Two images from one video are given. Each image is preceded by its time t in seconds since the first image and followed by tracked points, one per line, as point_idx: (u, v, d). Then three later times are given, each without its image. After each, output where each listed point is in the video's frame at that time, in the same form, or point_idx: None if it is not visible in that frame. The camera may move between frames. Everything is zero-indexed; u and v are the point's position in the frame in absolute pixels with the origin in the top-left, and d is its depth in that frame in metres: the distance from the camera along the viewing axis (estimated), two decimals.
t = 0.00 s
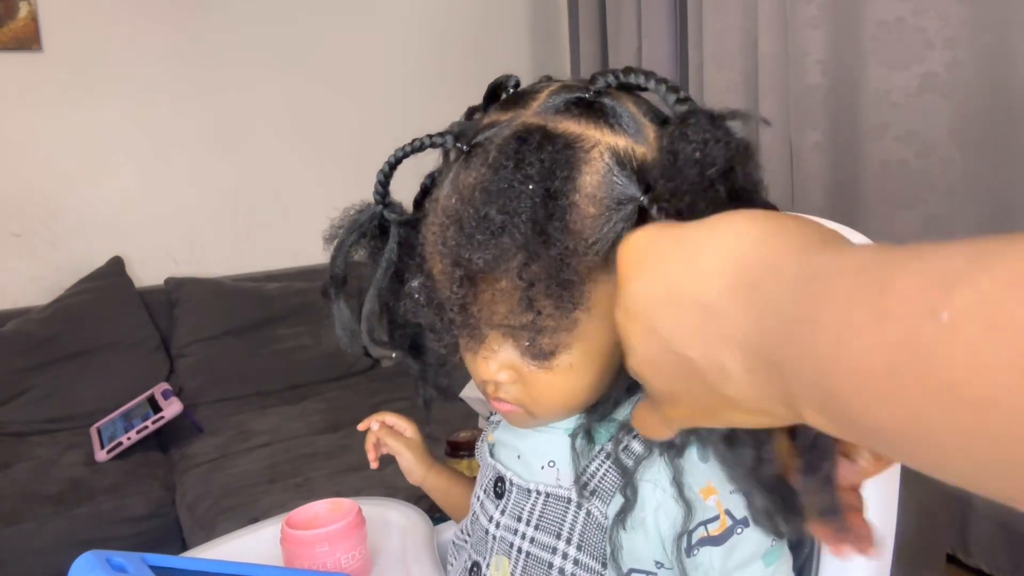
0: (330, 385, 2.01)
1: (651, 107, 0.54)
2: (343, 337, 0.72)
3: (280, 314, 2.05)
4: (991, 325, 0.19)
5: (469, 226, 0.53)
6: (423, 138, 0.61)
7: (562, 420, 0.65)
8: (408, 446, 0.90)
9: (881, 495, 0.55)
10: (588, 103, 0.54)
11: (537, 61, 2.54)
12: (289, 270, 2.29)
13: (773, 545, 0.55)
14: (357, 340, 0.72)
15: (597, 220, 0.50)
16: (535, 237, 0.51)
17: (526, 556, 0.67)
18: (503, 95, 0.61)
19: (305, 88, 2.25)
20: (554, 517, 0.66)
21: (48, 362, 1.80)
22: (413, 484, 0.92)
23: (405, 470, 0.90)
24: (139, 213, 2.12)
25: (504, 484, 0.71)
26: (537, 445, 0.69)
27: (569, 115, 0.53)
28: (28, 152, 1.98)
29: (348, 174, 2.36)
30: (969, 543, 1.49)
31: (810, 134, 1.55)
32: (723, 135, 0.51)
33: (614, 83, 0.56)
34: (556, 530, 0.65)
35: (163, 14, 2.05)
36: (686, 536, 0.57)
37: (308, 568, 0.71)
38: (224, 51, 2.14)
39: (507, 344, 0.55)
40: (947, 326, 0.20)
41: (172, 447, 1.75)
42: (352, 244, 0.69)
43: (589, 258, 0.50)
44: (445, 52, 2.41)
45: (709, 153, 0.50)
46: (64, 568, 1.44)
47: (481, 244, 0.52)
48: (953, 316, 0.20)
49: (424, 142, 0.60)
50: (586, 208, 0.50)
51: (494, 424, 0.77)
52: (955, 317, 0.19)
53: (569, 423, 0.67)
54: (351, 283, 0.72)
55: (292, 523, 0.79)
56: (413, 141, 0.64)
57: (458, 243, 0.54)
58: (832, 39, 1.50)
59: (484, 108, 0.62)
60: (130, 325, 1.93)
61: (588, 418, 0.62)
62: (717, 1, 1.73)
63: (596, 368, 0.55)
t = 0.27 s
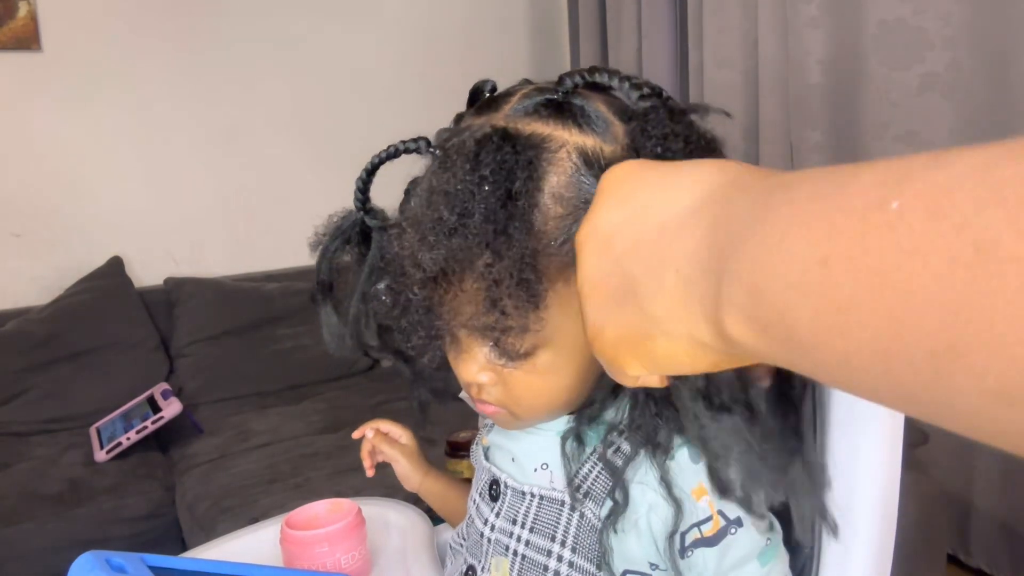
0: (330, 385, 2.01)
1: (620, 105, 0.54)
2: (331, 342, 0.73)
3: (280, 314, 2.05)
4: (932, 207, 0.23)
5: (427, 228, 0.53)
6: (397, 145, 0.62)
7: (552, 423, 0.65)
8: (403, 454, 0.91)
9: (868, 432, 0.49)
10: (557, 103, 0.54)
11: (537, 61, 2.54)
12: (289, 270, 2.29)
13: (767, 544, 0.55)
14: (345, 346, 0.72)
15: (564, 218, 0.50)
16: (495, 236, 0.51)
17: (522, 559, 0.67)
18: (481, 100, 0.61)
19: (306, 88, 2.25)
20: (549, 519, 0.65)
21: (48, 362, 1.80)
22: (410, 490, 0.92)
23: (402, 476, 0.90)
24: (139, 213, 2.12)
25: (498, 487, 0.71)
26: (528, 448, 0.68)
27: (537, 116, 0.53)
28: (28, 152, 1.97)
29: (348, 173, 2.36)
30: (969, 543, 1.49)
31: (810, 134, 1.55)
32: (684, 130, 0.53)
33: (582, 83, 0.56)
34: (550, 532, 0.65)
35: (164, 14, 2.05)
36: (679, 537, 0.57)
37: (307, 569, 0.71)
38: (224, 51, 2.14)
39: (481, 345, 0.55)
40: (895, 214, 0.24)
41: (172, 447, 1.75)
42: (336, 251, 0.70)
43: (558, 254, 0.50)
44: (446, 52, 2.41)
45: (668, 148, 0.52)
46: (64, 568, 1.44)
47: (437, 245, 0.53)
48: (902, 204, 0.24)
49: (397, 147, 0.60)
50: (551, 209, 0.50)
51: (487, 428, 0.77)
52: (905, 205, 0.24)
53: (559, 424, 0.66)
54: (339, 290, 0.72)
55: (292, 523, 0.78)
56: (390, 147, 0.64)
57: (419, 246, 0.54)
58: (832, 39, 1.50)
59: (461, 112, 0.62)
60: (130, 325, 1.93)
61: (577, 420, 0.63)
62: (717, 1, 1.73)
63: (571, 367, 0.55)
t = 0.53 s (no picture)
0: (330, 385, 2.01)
1: (624, 109, 0.55)
2: (327, 346, 0.73)
3: (280, 314, 2.05)
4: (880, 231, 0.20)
5: (435, 239, 0.53)
6: (398, 148, 0.61)
7: (552, 425, 0.64)
8: (403, 450, 0.90)
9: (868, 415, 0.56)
10: (561, 107, 0.54)
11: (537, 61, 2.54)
12: (289, 269, 2.29)
13: (768, 546, 0.56)
14: (342, 349, 0.72)
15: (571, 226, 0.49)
16: (502, 246, 0.50)
17: (522, 561, 0.67)
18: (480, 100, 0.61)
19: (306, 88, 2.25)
20: (549, 521, 0.65)
21: (48, 362, 1.80)
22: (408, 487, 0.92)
23: (400, 472, 0.90)
24: (139, 213, 2.12)
25: (498, 488, 0.71)
26: (528, 449, 0.68)
27: (542, 120, 0.53)
28: (28, 152, 1.97)
29: (349, 173, 2.36)
30: (969, 543, 1.49)
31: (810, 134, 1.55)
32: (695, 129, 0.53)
33: (587, 86, 0.56)
34: (550, 534, 0.65)
35: (164, 14, 2.05)
36: (679, 541, 0.56)
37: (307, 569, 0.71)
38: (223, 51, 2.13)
39: (487, 352, 0.55)
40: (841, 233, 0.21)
41: (172, 447, 1.74)
42: (333, 253, 0.70)
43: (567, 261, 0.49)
44: (446, 51, 2.41)
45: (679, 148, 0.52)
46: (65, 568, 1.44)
47: (446, 258, 0.52)
48: (846, 225, 0.21)
49: (399, 151, 0.60)
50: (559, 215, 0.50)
51: (487, 427, 0.76)
52: (848, 227, 0.21)
53: (560, 426, 0.66)
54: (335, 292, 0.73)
55: (291, 523, 0.78)
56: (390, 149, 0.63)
57: (426, 257, 0.54)
58: (832, 38, 1.49)
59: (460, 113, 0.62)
60: (130, 325, 1.92)
61: (577, 424, 0.61)
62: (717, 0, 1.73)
63: (578, 373, 0.55)
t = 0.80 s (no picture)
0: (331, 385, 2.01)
1: (639, 109, 0.54)
2: (332, 345, 0.72)
3: (280, 314, 2.05)
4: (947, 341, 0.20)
5: (450, 238, 0.53)
6: (408, 144, 0.61)
7: (558, 425, 0.64)
8: (402, 446, 0.91)
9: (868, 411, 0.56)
10: (575, 106, 0.54)
11: (537, 60, 2.54)
12: (289, 270, 2.29)
13: (774, 549, 0.56)
14: (348, 347, 0.72)
15: (586, 226, 0.51)
16: (518, 246, 0.51)
17: (525, 562, 0.67)
18: (491, 98, 0.61)
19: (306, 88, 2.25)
20: (553, 523, 0.65)
21: (48, 362, 1.80)
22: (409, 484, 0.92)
23: (400, 470, 0.91)
24: (139, 213, 2.12)
25: (501, 489, 0.71)
26: (533, 450, 0.68)
27: (556, 119, 0.53)
28: (28, 152, 1.97)
29: (349, 174, 2.37)
30: (970, 543, 1.49)
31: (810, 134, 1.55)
32: (712, 132, 0.52)
33: (602, 85, 0.56)
34: (554, 536, 0.65)
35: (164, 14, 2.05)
36: (686, 544, 0.56)
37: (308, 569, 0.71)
38: (223, 51, 2.13)
39: (497, 352, 0.55)
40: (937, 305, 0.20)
41: (172, 447, 1.74)
42: (340, 250, 0.69)
43: (580, 262, 0.51)
44: (446, 52, 2.41)
45: (698, 152, 0.50)
46: (64, 568, 1.44)
47: (463, 258, 0.53)
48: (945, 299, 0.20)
49: (410, 149, 0.60)
50: (573, 215, 0.51)
51: (490, 427, 0.76)
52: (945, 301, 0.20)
53: (566, 427, 0.66)
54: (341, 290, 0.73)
55: (292, 523, 0.78)
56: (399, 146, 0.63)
57: (440, 256, 0.54)
58: (832, 39, 1.50)
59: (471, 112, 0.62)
60: (130, 325, 1.92)
61: (583, 425, 0.62)
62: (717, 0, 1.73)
63: (587, 376, 0.55)
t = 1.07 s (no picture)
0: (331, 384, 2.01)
1: (627, 106, 0.55)
2: (332, 348, 0.72)
3: (280, 314, 2.06)
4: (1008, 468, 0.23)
5: (444, 232, 0.53)
6: (401, 146, 0.61)
7: (556, 423, 0.65)
8: (402, 450, 0.91)
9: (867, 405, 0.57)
10: (565, 105, 0.55)
11: (537, 60, 2.55)
12: (289, 270, 2.29)
13: (771, 547, 0.57)
14: (348, 351, 0.72)
15: (578, 221, 0.51)
16: (511, 239, 0.51)
17: (524, 561, 0.67)
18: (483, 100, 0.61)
19: (306, 88, 2.26)
20: (551, 522, 0.65)
21: (48, 362, 1.80)
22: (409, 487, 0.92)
23: (400, 473, 0.91)
24: (139, 212, 2.12)
25: (501, 488, 0.71)
26: (531, 449, 0.68)
27: (546, 117, 0.54)
28: (27, 152, 1.97)
29: (349, 174, 2.37)
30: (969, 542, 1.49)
31: (810, 134, 1.55)
32: (698, 127, 0.50)
33: (590, 84, 0.57)
34: (552, 535, 0.65)
35: (165, 14, 2.05)
36: (683, 541, 0.57)
37: (307, 568, 0.71)
38: (224, 51, 2.14)
39: (494, 350, 0.55)
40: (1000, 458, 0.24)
41: (172, 447, 1.75)
42: (337, 255, 0.69)
43: (573, 258, 0.52)
44: (445, 52, 2.41)
45: (684, 145, 0.49)
46: (65, 568, 1.44)
47: (456, 250, 0.53)
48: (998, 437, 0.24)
49: (403, 149, 0.60)
50: (565, 210, 0.51)
51: (489, 427, 0.76)
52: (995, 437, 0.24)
53: (564, 425, 0.66)
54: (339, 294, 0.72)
55: (292, 523, 0.78)
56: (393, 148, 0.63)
57: (435, 250, 0.54)
58: (832, 39, 1.50)
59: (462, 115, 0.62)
60: (130, 325, 1.93)
61: (582, 422, 0.63)
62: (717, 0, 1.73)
63: (581, 370, 0.55)
